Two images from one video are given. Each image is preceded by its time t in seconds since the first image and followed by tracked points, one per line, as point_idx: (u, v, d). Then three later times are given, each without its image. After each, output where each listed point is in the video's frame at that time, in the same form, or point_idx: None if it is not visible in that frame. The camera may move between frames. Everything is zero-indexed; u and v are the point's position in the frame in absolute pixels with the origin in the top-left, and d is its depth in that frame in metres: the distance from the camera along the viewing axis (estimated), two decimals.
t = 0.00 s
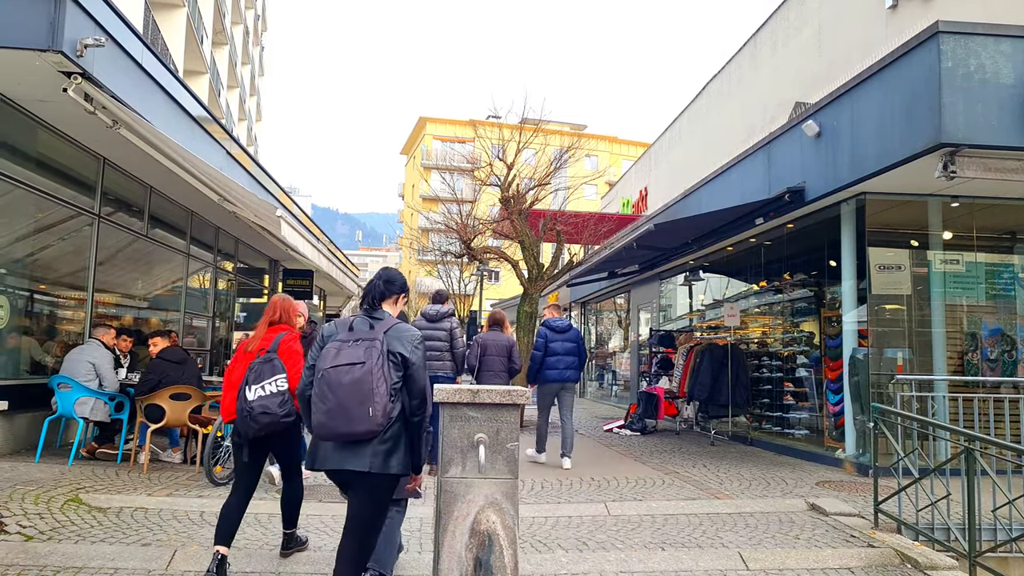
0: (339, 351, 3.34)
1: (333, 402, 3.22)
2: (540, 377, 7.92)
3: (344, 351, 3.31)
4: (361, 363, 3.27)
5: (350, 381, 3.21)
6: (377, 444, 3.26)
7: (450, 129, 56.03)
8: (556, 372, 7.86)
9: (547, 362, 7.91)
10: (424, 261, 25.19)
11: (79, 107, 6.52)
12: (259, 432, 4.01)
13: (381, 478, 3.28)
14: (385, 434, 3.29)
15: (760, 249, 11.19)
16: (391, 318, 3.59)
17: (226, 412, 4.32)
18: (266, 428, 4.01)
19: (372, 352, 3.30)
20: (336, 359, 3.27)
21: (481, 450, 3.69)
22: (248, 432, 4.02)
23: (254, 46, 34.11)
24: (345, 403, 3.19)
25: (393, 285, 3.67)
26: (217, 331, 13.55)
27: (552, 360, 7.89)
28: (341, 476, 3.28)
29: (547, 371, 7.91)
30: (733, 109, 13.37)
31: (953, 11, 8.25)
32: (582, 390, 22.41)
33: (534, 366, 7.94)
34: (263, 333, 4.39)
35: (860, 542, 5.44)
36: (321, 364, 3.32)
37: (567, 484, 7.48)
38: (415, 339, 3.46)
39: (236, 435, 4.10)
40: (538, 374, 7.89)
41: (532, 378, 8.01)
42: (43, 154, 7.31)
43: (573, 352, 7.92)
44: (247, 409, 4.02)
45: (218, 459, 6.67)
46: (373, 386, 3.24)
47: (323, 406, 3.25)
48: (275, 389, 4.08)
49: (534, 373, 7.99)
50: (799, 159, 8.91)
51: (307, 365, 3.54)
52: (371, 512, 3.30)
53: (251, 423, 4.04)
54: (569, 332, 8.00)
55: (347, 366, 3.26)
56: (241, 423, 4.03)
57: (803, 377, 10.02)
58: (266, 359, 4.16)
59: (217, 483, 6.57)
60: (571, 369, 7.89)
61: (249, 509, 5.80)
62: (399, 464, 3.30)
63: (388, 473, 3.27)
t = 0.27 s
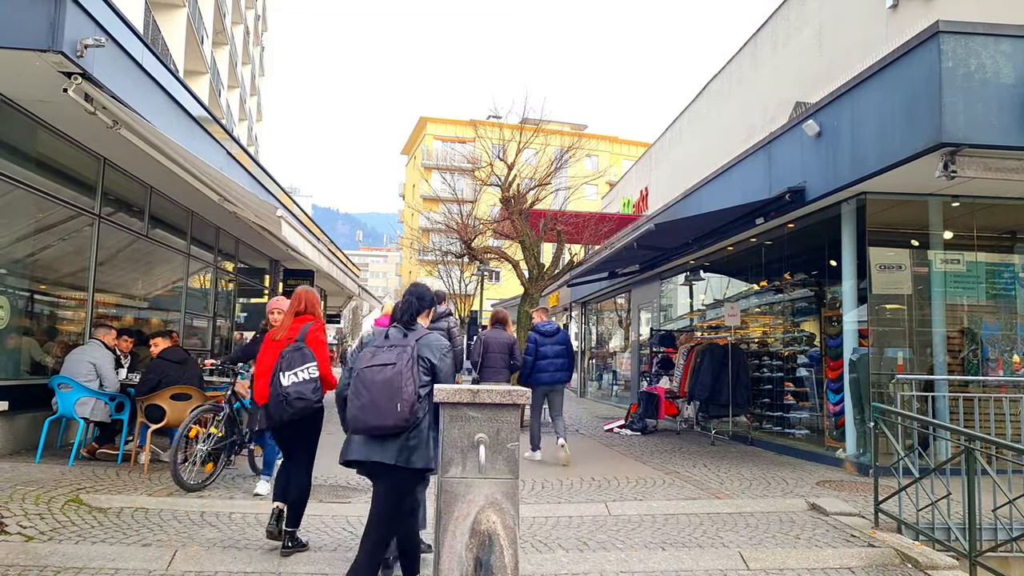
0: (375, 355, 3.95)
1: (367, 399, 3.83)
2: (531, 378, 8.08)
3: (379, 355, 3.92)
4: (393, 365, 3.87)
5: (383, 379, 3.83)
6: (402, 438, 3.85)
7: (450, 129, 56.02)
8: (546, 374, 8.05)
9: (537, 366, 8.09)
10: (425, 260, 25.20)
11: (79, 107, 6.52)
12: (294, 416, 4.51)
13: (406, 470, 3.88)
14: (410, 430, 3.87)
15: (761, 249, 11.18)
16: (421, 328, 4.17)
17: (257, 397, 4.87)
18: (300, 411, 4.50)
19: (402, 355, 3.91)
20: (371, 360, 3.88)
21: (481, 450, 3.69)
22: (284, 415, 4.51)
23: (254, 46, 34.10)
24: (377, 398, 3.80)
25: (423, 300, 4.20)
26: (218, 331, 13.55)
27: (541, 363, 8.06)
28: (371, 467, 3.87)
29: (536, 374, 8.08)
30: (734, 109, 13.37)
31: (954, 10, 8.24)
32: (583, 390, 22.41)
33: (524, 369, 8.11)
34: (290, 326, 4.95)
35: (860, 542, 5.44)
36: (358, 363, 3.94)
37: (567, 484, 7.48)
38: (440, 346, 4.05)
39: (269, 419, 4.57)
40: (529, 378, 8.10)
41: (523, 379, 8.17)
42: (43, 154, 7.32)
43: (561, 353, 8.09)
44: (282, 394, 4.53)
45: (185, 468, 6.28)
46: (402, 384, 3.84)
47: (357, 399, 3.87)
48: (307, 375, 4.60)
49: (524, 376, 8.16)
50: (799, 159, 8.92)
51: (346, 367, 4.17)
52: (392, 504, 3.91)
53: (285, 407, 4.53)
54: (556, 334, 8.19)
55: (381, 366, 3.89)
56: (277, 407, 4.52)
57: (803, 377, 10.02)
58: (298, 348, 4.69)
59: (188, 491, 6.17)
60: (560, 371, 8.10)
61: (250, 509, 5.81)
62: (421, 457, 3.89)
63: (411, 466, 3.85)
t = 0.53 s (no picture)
0: (404, 340, 4.29)
1: (401, 379, 4.12)
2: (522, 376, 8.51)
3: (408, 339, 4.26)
4: (422, 347, 4.21)
5: (414, 360, 4.16)
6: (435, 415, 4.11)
7: (451, 129, 56.05)
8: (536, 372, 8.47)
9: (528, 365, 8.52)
10: (426, 260, 25.21)
11: (80, 107, 6.53)
12: (321, 418, 4.76)
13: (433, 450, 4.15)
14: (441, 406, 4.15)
15: (762, 249, 11.18)
16: (444, 315, 4.50)
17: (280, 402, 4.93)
18: (327, 413, 4.78)
19: (429, 338, 4.25)
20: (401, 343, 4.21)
21: (481, 450, 3.69)
22: (312, 417, 4.76)
23: (256, 46, 34.13)
24: (410, 376, 4.11)
25: (445, 290, 4.53)
26: (219, 331, 13.56)
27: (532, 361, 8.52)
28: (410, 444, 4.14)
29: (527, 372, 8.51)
30: (735, 109, 13.38)
31: (955, 11, 8.24)
32: (584, 390, 22.42)
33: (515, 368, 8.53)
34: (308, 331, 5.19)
35: (861, 542, 5.44)
36: (390, 349, 4.28)
37: (568, 484, 7.48)
38: (463, 329, 4.38)
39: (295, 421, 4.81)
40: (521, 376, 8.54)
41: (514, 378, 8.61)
42: (44, 155, 7.33)
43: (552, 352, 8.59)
44: (311, 398, 4.78)
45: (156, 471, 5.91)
46: (431, 364, 4.18)
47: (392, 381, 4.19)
48: (331, 381, 4.89)
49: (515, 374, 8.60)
50: (799, 160, 8.92)
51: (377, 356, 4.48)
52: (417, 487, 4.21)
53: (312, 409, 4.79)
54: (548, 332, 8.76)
55: (411, 349, 4.22)
56: (304, 410, 4.77)
57: (804, 377, 10.02)
58: (321, 355, 4.98)
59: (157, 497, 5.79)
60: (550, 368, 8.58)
61: (250, 509, 5.81)
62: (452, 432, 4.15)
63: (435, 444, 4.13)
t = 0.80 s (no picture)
0: (431, 344, 4.56)
1: (429, 379, 4.39)
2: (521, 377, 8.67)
3: (435, 342, 4.53)
4: (449, 350, 4.48)
5: (442, 362, 4.43)
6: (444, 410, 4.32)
7: (451, 129, 56.06)
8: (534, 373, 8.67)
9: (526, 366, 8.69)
10: (426, 260, 25.21)
11: (81, 107, 6.53)
12: (338, 409, 5.20)
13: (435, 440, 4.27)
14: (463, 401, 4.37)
15: (762, 249, 11.18)
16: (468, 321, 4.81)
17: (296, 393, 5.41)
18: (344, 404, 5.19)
19: (455, 342, 4.53)
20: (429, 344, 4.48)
21: (482, 450, 3.70)
22: (330, 408, 5.18)
23: (256, 46, 34.14)
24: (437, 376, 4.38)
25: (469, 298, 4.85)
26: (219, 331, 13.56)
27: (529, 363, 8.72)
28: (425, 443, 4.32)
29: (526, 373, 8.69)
30: (735, 109, 13.37)
31: (955, 11, 8.23)
32: (584, 390, 22.42)
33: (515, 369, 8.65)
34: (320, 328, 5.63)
35: (861, 542, 5.44)
36: (418, 353, 4.54)
37: (569, 483, 7.49)
38: (485, 334, 4.68)
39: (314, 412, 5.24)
40: (519, 377, 8.71)
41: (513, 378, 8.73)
42: (44, 154, 7.33)
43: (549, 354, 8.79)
44: (330, 390, 5.21)
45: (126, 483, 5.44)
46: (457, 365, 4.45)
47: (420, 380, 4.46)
48: (346, 373, 5.32)
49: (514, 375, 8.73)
50: (800, 160, 8.92)
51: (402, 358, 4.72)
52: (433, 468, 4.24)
53: (330, 402, 5.22)
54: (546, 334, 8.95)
55: (438, 351, 4.48)
56: (324, 401, 5.19)
57: (804, 377, 10.03)
58: (335, 349, 5.41)
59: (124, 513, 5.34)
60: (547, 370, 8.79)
61: (250, 509, 5.81)
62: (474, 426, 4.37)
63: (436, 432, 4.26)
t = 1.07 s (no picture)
0: (464, 335, 5.56)
1: (462, 364, 5.45)
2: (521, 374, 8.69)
3: (469, 334, 5.55)
4: (480, 341, 5.49)
5: (474, 351, 5.44)
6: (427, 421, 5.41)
7: (452, 129, 56.07)
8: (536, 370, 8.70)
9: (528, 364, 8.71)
10: (426, 260, 25.22)
11: (81, 108, 6.54)
12: (350, 407, 5.36)
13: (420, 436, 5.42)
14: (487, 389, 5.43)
15: (762, 249, 11.18)
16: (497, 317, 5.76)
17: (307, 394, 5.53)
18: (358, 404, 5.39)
19: (485, 335, 5.52)
20: (464, 337, 5.46)
21: (482, 451, 3.69)
22: (342, 408, 5.35)
23: (256, 45, 34.14)
24: (469, 362, 5.39)
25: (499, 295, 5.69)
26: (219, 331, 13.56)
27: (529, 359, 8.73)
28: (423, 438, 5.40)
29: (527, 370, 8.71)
30: (735, 109, 13.37)
31: (956, 10, 8.23)
32: (584, 390, 22.42)
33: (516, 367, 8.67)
34: (330, 331, 5.77)
35: (862, 542, 5.44)
36: (453, 341, 5.55)
37: (569, 483, 7.49)
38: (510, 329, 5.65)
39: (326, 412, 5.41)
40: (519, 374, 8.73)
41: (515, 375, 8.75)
42: (44, 155, 7.33)
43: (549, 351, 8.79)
44: (342, 389, 5.37)
45: (98, 489, 5.06)
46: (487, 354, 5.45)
47: (455, 364, 5.49)
48: (358, 373, 5.45)
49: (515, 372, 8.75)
50: (800, 160, 8.92)
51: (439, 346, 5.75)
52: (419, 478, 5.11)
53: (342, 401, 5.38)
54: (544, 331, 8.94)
55: (470, 342, 5.50)
56: (336, 400, 5.37)
57: (804, 377, 10.02)
58: (346, 351, 5.52)
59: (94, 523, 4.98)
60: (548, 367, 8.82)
61: (251, 509, 5.82)
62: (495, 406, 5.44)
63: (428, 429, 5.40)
